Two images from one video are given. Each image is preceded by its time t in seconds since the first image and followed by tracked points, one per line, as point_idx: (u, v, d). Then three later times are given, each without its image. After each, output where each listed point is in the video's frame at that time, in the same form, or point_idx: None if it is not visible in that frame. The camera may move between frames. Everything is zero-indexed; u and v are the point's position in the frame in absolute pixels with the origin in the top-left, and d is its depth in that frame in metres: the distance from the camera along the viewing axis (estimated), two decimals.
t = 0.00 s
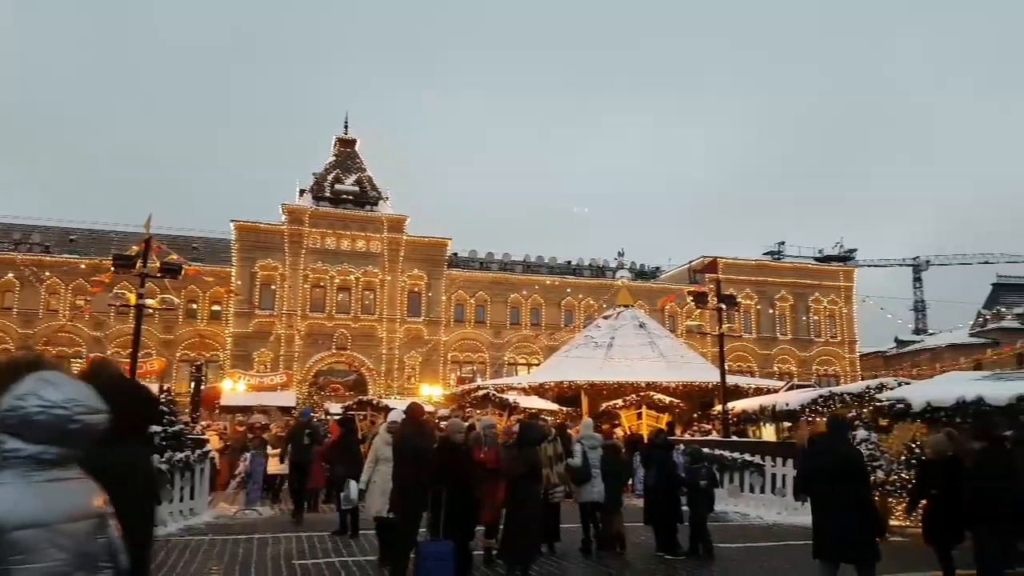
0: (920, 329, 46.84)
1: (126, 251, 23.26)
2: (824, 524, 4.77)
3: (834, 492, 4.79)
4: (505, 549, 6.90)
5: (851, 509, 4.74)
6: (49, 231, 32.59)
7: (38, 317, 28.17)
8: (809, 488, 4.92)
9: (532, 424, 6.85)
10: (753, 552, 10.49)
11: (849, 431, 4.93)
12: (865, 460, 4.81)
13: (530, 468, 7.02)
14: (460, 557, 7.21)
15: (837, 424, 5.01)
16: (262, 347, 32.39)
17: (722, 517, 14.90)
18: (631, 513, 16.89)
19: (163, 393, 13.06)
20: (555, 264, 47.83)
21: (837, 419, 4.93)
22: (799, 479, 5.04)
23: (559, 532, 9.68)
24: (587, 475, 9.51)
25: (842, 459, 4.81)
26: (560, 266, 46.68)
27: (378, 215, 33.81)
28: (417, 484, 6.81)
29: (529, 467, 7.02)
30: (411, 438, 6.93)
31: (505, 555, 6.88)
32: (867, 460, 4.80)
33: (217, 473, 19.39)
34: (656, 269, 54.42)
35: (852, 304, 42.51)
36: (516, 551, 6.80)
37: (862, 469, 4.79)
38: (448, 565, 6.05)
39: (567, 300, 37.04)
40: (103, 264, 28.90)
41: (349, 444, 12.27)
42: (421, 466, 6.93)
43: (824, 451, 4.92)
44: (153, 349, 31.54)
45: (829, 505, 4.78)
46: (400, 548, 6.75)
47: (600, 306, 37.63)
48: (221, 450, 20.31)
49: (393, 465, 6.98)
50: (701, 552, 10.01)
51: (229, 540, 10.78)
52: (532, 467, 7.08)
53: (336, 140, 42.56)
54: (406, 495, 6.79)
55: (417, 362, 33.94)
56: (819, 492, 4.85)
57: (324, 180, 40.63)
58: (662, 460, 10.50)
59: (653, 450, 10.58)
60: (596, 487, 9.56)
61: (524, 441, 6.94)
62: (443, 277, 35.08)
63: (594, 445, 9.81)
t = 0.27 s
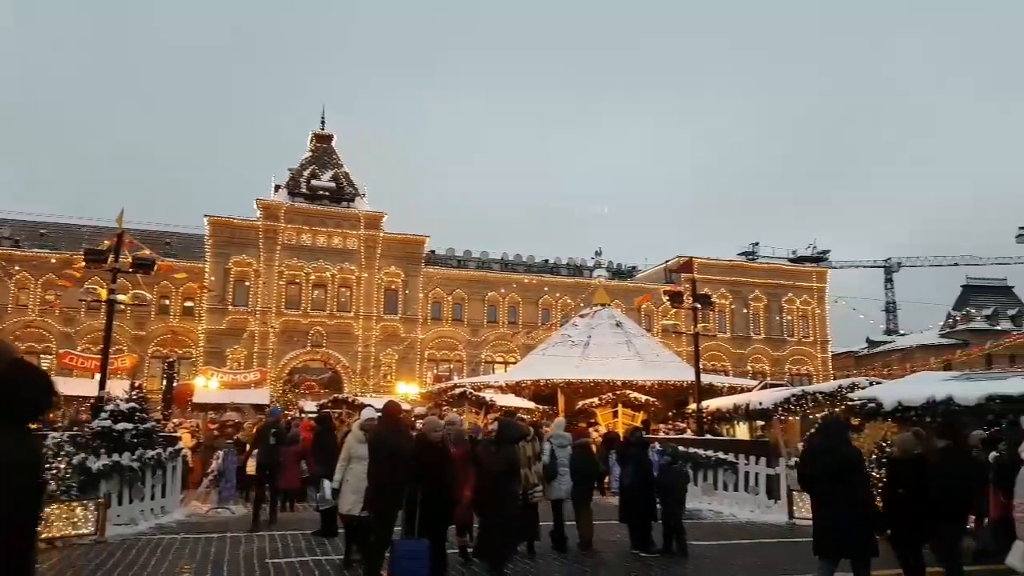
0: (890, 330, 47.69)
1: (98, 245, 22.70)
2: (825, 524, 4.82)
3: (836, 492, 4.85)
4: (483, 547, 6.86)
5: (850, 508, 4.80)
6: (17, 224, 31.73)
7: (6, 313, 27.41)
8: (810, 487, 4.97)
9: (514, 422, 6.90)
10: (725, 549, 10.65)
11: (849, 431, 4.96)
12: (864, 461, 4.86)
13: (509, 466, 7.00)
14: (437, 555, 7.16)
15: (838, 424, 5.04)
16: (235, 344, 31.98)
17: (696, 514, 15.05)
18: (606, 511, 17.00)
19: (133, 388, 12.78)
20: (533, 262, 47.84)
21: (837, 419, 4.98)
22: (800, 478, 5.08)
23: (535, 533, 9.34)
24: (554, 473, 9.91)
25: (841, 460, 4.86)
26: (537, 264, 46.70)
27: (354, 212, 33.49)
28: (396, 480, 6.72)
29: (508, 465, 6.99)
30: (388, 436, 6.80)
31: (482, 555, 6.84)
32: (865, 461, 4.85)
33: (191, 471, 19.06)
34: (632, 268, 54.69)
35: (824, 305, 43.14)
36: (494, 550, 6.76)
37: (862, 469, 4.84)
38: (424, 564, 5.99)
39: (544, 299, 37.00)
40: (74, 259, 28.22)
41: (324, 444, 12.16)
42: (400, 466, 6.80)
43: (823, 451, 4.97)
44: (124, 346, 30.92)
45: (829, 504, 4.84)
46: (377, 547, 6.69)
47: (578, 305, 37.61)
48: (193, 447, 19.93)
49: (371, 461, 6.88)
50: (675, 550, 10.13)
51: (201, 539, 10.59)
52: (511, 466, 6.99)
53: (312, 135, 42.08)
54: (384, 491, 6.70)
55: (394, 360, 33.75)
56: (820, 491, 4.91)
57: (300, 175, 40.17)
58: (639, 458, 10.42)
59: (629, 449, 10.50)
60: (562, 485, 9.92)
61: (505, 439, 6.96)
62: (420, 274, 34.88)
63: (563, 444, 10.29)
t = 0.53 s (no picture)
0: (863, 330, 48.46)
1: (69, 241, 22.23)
2: (826, 523, 4.93)
3: (838, 491, 4.97)
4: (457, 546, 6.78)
5: (848, 507, 4.93)
6: None
7: None
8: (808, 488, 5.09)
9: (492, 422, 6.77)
10: (700, 546, 10.76)
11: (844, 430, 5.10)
12: (860, 458, 4.98)
13: (486, 466, 6.82)
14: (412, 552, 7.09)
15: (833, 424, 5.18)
16: (210, 342, 31.56)
17: (672, 512, 15.17)
18: (583, 508, 17.08)
19: (106, 385, 12.55)
20: (512, 261, 47.85)
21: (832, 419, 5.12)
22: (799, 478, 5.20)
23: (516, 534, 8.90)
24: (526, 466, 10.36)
25: (837, 459, 4.99)
26: (516, 262, 46.73)
27: (332, 209, 33.19)
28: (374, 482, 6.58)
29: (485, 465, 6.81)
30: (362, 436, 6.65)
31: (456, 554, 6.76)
32: (861, 458, 4.97)
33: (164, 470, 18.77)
34: (611, 267, 54.94)
35: (799, 305, 43.70)
36: (467, 550, 6.68)
37: (858, 468, 4.97)
38: (399, 564, 5.95)
39: (523, 298, 36.98)
40: (44, 255, 27.62)
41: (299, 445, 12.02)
42: (374, 467, 6.64)
43: (817, 451, 5.11)
44: (97, 343, 30.36)
45: (828, 504, 4.95)
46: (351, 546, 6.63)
47: (556, 304, 37.67)
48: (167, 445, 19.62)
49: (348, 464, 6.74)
50: (650, 547, 10.24)
51: (175, 538, 10.42)
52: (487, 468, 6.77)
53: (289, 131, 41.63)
54: (362, 493, 6.58)
55: (371, 359, 33.54)
56: (818, 491, 5.02)
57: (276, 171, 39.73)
58: (615, 458, 10.52)
59: (607, 447, 10.64)
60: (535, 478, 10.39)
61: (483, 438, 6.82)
62: (398, 272, 34.69)
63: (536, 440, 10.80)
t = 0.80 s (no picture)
0: (836, 331, 49.18)
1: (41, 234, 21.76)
2: (828, 521, 5.08)
3: (839, 489, 5.16)
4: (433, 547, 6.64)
5: (844, 503, 5.13)
6: None
7: None
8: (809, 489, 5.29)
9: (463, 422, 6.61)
10: (674, 544, 10.83)
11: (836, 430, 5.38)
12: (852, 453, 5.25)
13: (456, 466, 6.66)
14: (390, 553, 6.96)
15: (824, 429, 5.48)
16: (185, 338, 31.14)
17: (648, 510, 15.25)
18: (560, 506, 17.14)
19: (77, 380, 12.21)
20: (491, 259, 47.84)
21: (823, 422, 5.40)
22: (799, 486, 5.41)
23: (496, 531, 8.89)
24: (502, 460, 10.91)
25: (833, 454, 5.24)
26: (495, 261, 46.74)
27: (310, 205, 32.90)
28: (346, 480, 6.56)
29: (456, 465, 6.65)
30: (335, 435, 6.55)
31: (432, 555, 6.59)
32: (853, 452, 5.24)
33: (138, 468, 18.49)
34: (589, 266, 55.19)
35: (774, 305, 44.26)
36: (443, 550, 6.54)
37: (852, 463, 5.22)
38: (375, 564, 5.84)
39: (503, 296, 36.96)
40: (15, 248, 27.02)
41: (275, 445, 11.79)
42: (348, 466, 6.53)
43: (818, 451, 5.32)
44: (68, 339, 29.78)
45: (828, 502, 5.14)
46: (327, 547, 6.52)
47: (536, 302, 37.73)
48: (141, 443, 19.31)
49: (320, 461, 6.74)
50: (627, 546, 10.25)
51: (146, 536, 10.25)
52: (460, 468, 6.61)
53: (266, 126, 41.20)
54: (333, 490, 6.55)
55: (349, 356, 33.31)
56: (819, 489, 5.21)
57: (253, 166, 39.30)
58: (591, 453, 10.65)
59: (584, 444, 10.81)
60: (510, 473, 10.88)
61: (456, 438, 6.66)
62: (377, 270, 34.50)
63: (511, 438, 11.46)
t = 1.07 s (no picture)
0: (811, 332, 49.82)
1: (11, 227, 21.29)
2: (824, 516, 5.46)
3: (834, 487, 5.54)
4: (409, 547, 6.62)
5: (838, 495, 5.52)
6: None
7: None
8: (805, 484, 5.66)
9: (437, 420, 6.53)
10: (651, 542, 10.95)
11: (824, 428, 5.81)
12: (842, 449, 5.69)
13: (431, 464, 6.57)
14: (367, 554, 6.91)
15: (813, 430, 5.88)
16: (159, 335, 30.71)
17: (625, 508, 15.36)
18: (539, 505, 17.22)
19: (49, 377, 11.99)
20: (472, 258, 47.78)
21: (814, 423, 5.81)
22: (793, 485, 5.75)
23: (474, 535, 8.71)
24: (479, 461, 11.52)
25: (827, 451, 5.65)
26: (476, 259, 46.69)
27: (289, 201, 32.58)
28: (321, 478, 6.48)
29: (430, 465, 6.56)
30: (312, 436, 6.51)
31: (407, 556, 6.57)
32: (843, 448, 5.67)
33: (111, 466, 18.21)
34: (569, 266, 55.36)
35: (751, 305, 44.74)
36: (419, 550, 6.52)
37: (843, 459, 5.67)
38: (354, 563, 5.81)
39: (483, 294, 36.86)
40: None
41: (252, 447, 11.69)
42: (325, 468, 6.49)
43: (816, 450, 5.67)
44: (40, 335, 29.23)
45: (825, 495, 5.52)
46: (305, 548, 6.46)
47: (516, 301, 37.71)
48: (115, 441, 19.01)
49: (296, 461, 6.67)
50: (605, 543, 10.29)
51: (119, 535, 10.07)
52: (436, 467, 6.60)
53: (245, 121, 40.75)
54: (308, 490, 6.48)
55: (327, 354, 33.04)
56: (817, 486, 5.57)
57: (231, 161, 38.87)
58: (570, 452, 10.68)
59: (562, 442, 10.85)
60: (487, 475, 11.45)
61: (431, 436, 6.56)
62: (356, 267, 34.27)
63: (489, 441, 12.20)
